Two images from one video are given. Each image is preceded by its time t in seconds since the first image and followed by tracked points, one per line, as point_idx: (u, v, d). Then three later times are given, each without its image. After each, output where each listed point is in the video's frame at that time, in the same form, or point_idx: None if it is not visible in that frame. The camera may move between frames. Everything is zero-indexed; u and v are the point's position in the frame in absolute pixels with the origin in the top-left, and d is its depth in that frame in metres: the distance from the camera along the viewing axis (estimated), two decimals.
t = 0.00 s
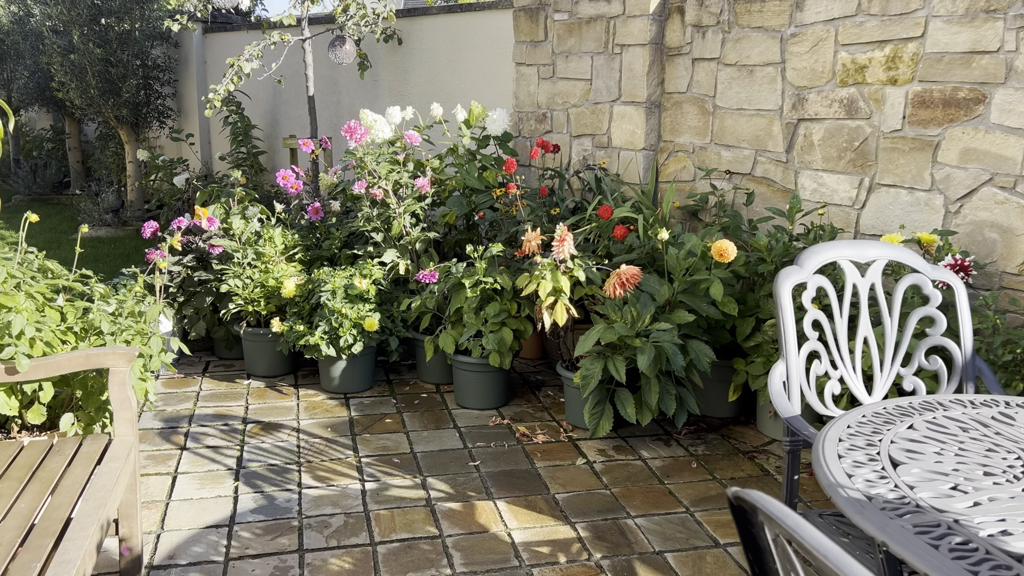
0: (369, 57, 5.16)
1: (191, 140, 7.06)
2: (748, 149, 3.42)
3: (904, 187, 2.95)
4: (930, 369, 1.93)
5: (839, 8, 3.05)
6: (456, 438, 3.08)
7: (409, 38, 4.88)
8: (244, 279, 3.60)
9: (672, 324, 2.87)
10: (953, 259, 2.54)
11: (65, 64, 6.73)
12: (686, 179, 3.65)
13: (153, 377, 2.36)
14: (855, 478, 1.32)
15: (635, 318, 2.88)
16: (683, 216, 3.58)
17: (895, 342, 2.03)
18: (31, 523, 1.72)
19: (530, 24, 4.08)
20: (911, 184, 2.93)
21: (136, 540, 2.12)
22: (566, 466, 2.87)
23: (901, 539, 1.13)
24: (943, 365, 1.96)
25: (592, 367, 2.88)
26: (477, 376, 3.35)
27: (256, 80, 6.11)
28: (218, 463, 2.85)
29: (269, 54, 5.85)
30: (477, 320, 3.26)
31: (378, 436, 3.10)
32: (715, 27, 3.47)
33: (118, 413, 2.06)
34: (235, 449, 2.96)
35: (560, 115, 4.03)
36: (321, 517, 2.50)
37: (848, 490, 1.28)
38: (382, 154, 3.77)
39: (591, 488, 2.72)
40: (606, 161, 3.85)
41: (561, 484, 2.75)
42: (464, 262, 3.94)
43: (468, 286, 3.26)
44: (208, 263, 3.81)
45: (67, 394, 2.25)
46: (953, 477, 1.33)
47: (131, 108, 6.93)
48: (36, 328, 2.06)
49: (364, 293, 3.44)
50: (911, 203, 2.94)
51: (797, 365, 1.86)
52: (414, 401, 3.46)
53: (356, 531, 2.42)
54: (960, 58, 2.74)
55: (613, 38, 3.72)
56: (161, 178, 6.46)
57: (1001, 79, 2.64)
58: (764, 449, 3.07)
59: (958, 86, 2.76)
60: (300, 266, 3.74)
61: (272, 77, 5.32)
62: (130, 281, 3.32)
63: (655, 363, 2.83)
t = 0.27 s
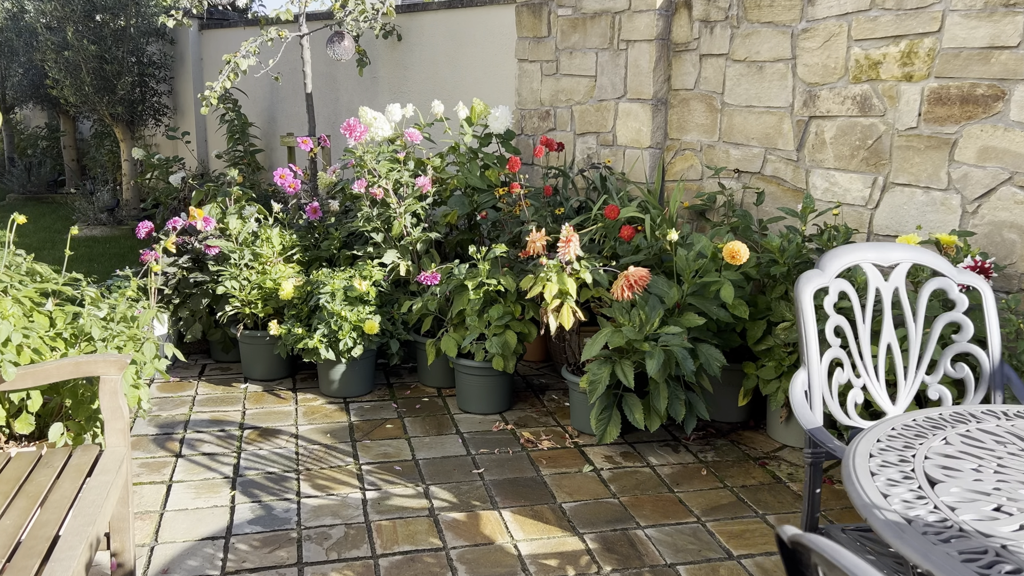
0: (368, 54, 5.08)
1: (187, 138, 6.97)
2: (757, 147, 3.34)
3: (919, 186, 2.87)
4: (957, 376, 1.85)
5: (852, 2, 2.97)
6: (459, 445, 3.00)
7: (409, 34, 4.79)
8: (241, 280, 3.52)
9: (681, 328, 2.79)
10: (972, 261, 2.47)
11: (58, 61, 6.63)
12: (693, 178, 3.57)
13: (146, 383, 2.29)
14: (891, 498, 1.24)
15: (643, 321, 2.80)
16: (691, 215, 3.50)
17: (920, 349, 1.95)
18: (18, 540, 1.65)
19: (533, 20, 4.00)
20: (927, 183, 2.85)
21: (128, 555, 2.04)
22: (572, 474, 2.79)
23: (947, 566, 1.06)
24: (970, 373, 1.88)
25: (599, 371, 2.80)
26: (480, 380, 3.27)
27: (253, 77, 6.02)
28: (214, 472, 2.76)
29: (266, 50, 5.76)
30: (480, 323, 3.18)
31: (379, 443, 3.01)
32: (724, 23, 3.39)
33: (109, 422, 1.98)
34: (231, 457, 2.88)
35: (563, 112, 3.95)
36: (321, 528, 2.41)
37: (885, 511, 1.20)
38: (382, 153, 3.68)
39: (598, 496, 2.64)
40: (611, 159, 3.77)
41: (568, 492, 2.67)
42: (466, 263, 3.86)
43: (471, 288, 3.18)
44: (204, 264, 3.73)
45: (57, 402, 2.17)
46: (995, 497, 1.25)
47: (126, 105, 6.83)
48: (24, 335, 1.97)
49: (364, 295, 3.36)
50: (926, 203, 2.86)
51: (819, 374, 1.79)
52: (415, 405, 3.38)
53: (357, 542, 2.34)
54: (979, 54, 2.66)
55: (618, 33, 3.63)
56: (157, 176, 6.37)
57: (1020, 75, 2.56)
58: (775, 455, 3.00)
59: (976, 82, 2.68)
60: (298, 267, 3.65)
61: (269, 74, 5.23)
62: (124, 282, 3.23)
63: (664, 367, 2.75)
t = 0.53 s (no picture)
0: (367, 50, 4.98)
1: (184, 136, 6.87)
2: (768, 145, 3.24)
3: (937, 185, 2.78)
4: (987, 385, 1.76)
5: None
6: (461, 451, 2.91)
7: (410, 30, 4.70)
8: (237, 282, 3.43)
9: (691, 331, 2.69)
10: (995, 262, 2.37)
11: (53, 57, 6.53)
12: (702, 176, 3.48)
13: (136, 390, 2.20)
14: (933, 521, 1.15)
15: (653, 325, 2.70)
16: (699, 215, 3.41)
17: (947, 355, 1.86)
18: None
19: (537, 14, 3.90)
20: (945, 182, 2.76)
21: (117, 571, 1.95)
22: (578, 482, 2.70)
23: None
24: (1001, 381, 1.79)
25: (607, 376, 2.71)
26: (483, 384, 3.18)
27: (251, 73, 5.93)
28: (208, 480, 2.67)
29: (264, 47, 5.66)
30: (483, 325, 3.09)
31: (379, 449, 2.92)
32: (733, 16, 3.29)
33: (97, 432, 1.88)
34: (227, 464, 2.79)
35: (568, 109, 3.86)
36: (319, 540, 2.32)
37: (927, 537, 1.11)
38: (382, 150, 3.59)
39: (606, 506, 2.55)
40: (617, 157, 3.68)
41: (574, 501, 2.58)
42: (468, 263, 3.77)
43: (474, 289, 3.08)
44: (200, 264, 3.63)
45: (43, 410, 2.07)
46: None
47: (122, 102, 6.73)
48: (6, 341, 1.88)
49: (363, 297, 3.27)
50: (944, 202, 2.77)
51: (843, 383, 1.69)
52: (416, 410, 3.29)
53: (357, 555, 2.25)
54: (1001, 48, 2.56)
55: (625, 28, 3.54)
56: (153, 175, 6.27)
57: None
58: (787, 462, 2.91)
59: (997, 77, 2.58)
60: (296, 268, 3.56)
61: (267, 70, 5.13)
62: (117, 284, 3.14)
63: (674, 372, 2.65)
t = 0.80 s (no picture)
0: (368, 48, 4.88)
1: (184, 137, 6.78)
2: (781, 146, 3.14)
3: (960, 188, 2.66)
4: None
5: None
6: (464, 464, 2.81)
7: (412, 28, 4.60)
8: (233, 287, 3.33)
9: (704, 340, 2.59)
10: None
11: (51, 56, 6.44)
12: (713, 178, 3.37)
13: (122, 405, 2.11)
14: (984, 564, 1.05)
15: (664, 334, 2.60)
16: (710, 218, 3.30)
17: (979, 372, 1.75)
18: None
19: (542, 11, 3.80)
20: (968, 185, 2.64)
21: None
22: (586, 498, 2.59)
23: None
24: None
25: (616, 388, 2.60)
26: (487, 394, 3.07)
27: (250, 73, 5.84)
28: (202, 495, 2.57)
29: (264, 45, 5.57)
30: (487, 333, 2.99)
31: (379, 462, 2.82)
32: (745, 13, 3.18)
33: (79, 451, 1.78)
34: (221, 478, 2.69)
35: (573, 109, 3.75)
36: (315, 560, 2.22)
37: None
38: (383, 152, 3.49)
39: (616, 523, 2.45)
40: (625, 159, 3.57)
41: (582, 518, 2.47)
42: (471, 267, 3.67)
43: (477, 296, 2.98)
44: (196, 269, 3.53)
45: (24, 428, 1.97)
46: None
47: (121, 102, 6.64)
48: None
49: (363, 303, 3.17)
50: (967, 205, 2.65)
51: (872, 402, 1.59)
52: (417, 420, 3.19)
53: None
54: None
55: (632, 25, 3.44)
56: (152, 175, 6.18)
57: None
58: (803, 476, 2.80)
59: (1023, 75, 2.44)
60: (294, 272, 3.46)
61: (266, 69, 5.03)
62: (109, 289, 3.04)
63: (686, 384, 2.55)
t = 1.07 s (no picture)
0: (372, 47, 4.79)
1: (186, 136, 6.70)
2: (797, 147, 3.04)
3: (985, 190, 2.56)
4: None
5: None
6: (470, 476, 2.72)
7: (416, 26, 4.52)
8: (234, 292, 3.24)
9: (719, 349, 2.49)
10: None
11: (52, 55, 6.37)
12: (726, 180, 3.28)
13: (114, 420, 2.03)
14: None
15: (677, 342, 2.51)
16: (723, 221, 3.21)
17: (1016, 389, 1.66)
18: None
19: (549, 8, 3.71)
20: (994, 188, 2.54)
21: None
22: (597, 512, 2.51)
23: None
24: None
25: (627, 398, 2.51)
26: (493, 402, 2.99)
27: (252, 72, 5.76)
28: (199, 509, 2.49)
29: (266, 44, 5.49)
30: (494, 340, 2.90)
31: (382, 473, 2.74)
32: (760, 10, 3.09)
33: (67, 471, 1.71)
34: (220, 490, 2.60)
35: (582, 109, 3.67)
36: None
37: None
38: (387, 153, 3.41)
39: (628, 540, 2.36)
40: (635, 160, 3.48)
41: (593, 534, 2.38)
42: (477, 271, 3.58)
43: (483, 302, 2.89)
44: (195, 273, 3.45)
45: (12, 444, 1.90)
46: None
47: (123, 102, 6.57)
48: None
49: (367, 309, 3.08)
50: (992, 209, 2.55)
51: (904, 421, 1.50)
52: (422, 429, 3.10)
53: None
54: None
55: (643, 23, 3.34)
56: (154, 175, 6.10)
57: None
58: (820, 488, 2.71)
59: None
60: (296, 276, 3.38)
61: (268, 68, 4.95)
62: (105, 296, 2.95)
63: (701, 394, 2.46)
